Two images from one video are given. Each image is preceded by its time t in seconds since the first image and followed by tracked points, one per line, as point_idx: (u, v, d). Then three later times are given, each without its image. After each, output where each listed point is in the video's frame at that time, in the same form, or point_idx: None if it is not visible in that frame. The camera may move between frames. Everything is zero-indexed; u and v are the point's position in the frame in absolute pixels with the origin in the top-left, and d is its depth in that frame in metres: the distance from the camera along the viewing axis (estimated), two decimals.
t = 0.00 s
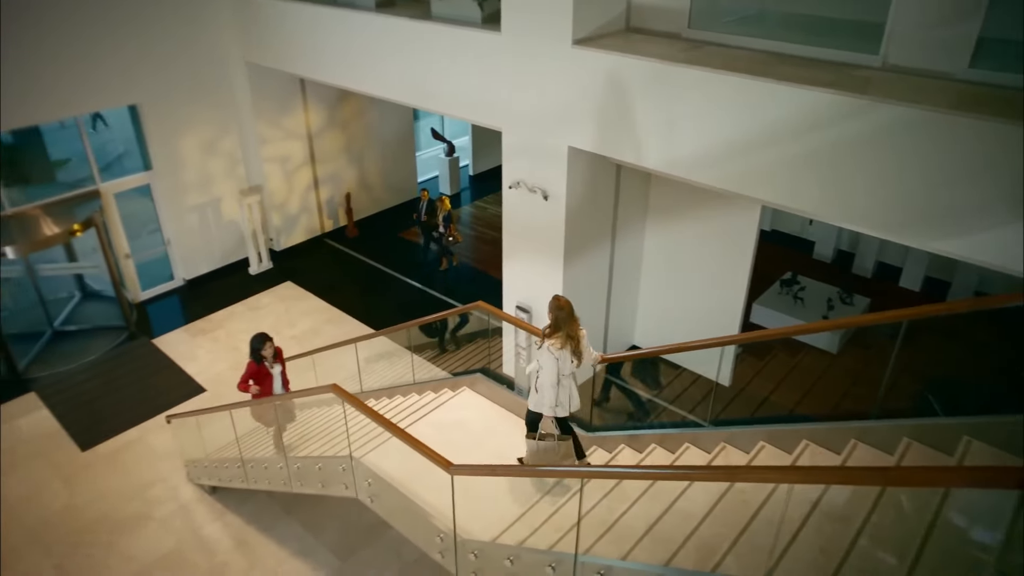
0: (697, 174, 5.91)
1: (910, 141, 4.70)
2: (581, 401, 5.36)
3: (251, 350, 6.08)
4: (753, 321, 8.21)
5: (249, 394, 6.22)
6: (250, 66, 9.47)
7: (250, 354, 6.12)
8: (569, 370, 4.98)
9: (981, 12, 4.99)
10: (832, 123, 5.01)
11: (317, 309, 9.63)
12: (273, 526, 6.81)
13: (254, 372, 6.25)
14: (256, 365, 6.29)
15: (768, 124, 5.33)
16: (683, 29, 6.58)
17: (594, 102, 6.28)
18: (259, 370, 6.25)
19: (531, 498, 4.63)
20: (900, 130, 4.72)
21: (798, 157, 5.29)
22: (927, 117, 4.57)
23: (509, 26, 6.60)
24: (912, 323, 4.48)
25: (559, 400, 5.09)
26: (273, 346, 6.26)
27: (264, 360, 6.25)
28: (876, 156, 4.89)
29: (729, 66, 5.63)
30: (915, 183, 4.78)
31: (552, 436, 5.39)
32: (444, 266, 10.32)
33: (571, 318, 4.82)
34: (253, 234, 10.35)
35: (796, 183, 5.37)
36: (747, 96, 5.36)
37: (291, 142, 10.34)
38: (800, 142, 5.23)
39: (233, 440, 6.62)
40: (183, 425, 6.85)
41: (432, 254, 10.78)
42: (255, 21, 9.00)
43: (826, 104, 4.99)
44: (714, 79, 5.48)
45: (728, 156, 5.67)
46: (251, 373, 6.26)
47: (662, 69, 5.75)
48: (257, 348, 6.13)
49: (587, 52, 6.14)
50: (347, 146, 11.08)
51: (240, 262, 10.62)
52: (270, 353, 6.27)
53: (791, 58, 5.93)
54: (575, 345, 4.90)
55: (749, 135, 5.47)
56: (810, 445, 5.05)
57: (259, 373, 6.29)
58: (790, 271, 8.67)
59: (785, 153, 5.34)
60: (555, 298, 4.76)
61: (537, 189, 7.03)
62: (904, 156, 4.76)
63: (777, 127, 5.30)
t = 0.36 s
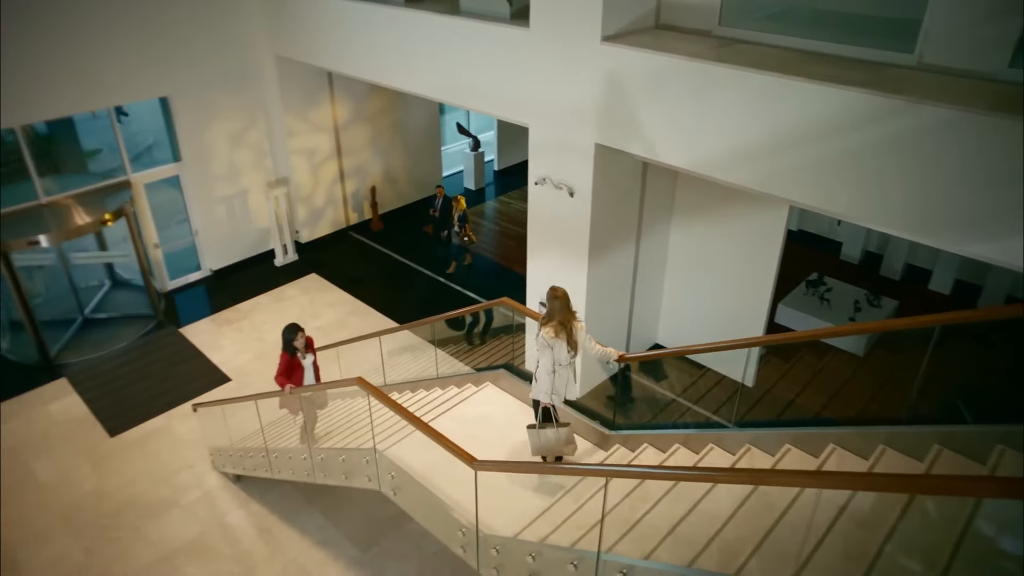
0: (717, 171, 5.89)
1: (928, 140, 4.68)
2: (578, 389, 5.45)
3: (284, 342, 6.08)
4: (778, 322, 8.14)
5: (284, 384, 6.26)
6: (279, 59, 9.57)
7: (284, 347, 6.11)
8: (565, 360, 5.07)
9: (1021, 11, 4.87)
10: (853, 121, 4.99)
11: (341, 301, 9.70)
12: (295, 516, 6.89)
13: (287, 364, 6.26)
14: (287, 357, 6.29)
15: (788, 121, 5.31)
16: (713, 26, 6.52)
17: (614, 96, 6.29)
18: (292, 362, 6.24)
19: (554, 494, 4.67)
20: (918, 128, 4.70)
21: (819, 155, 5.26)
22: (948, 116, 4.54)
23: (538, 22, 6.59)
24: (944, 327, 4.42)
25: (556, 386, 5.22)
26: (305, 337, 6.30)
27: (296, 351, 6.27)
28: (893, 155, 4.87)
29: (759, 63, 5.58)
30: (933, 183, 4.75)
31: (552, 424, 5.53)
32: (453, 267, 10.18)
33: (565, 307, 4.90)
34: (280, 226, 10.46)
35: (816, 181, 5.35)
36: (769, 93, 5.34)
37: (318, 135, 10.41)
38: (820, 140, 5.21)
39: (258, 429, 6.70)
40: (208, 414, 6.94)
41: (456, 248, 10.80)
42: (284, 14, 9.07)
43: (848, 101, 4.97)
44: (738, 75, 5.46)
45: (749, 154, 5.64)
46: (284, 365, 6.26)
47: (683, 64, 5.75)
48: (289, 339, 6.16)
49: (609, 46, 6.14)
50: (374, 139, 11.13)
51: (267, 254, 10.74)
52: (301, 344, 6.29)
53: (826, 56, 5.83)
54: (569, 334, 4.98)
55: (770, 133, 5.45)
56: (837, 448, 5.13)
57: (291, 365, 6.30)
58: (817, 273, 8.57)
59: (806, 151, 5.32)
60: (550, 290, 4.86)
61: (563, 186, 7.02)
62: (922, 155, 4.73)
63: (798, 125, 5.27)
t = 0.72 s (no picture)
0: (736, 168, 5.88)
1: (945, 140, 4.65)
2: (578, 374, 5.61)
3: (317, 330, 6.14)
4: (801, 322, 8.07)
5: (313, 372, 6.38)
6: (306, 51, 9.64)
7: (316, 334, 6.17)
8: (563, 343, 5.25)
9: None
10: (872, 119, 4.95)
11: (363, 293, 9.77)
12: (316, 505, 6.96)
13: (318, 351, 6.33)
14: (318, 345, 6.36)
15: (808, 117, 5.29)
16: (743, 22, 6.45)
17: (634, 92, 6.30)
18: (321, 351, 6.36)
19: (576, 490, 4.69)
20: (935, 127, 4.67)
21: (837, 153, 5.23)
22: (966, 115, 4.50)
23: (564, 16, 6.56)
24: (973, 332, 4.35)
25: (555, 368, 5.39)
26: (337, 327, 6.32)
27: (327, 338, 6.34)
28: (911, 154, 4.84)
29: (787, 61, 5.51)
30: (951, 185, 4.71)
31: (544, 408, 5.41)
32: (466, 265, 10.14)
33: (562, 291, 5.11)
34: (304, 218, 10.54)
35: (840, 181, 5.28)
36: (790, 88, 5.31)
37: (342, 127, 10.46)
38: (838, 138, 5.18)
39: (281, 418, 6.78)
40: (233, 402, 7.04)
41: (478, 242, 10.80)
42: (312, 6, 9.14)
43: (868, 99, 4.93)
44: (760, 71, 5.43)
45: (768, 151, 5.62)
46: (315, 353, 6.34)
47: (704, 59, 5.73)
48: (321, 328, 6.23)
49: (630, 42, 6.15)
50: (398, 132, 11.17)
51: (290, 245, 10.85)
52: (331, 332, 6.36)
53: (861, 54, 5.73)
54: (567, 318, 5.18)
55: (789, 129, 5.42)
56: (863, 451, 5.11)
57: (321, 352, 6.38)
58: (842, 273, 8.48)
59: (824, 148, 5.28)
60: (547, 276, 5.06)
61: (587, 182, 7.00)
62: (939, 156, 4.70)
63: (818, 121, 5.24)
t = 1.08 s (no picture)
0: (762, 168, 5.81)
1: (965, 137, 4.60)
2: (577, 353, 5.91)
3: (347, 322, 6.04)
4: (826, 323, 7.99)
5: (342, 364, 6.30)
6: (333, 45, 9.71)
7: (347, 327, 6.08)
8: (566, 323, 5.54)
9: None
10: (892, 118, 4.92)
11: (386, 286, 9.82)
12: (337, 496, 7.03)
13: (348, 343, 6.23)
14: (349, 337, 6.25)
15: (829, 117, 5.25)
16: (773, 20, 6.38)
17: (655, 87, 6.29)
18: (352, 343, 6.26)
19: (596, 489, 4.67)
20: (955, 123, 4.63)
21: (859, 153, 5.18)
22: (989, 113, 4.45)
23: (592, 13, 6.54)
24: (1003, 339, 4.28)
25: (557, 348, 5.69)
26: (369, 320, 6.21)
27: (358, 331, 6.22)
28: (931, 152, 4.80)
29: (818, 60, 5.44)
30: (974, 185, 4.66)
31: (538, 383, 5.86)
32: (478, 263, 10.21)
33: (564, 273, 5.39)
34: (328, 211, 10.63)
35: (869, 182, 5.20)
36: (811, 89, 5.28)
37: (367, 121, 10.52)
38: (859, 138, 5.14)
39: (304, 409, 6.84)
40: (257, 392, 7.13)
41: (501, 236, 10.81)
42: None
43: (888, 98, 4.89)
44: (782, 70, 5.39)
45: (790, 150, 5.57)
46: (345, 344, 6.24)
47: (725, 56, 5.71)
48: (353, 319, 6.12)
49: (653, 37, 6.13)
50: (423, 126, 11.21)
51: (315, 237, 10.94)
52: (363, 325, 6.24)
53: (894, 54, 5.63)
54: (570, 299, 5.48)
55: (810, 129, 5.39)
56: (888, 457, 5.05)
57: (351, 345, 6.28)
58: (868, 274, 8.39)
59: (846, 148, 5.24)
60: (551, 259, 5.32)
61: (612, 179, 6.99)
62: (960, 155, 4.66)
63: (839, 121, 5.21)
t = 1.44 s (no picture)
0: (790, 167, 5.75)
1: (980, 136, 4.59)
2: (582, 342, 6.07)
3: (376, 313, 6.03)
4: (852, 326, 7.90)
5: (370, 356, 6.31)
6: (361, 39, 9.76)
7: (375, 319, 6.06)
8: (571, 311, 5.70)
9: None
10: (906, 115, 4.91)
11: (409, 280, 9.87)
12: (359, 487, 7.09)
13: (376, 336, 6.22)
14: (378, 329, 6.24)
15: (843, 114, 5.26)
16: (805, 18, 6.30)
17: (673, 82, 6.31)
18: (381, 336, 6.25)
19: (618, 488, 4.67)
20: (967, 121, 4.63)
21: (871, 150, 5.19)
22: (1004, 110, 4.43)
23: (621, 9, 6.50)
24: None
25: (560, 334, 5.86)
26: (400, 313, 6.16)
27: (387, 324, 6.20)
28: (944, 150, 4.80)
29: (850, 58, 5.35)
30: (988, 183, 4.65)
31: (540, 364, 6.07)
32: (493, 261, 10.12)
33: (570, 260, 5.59)
34: (353, 203, 10.70)
35: (899, 183, 5.11)
36: (827, 84, 5.28)
37: (393, 115, 10.57)
38: (873, 135, 5.14)
39: (328, 400, 6.90)
40: (282, 383, 7.20)
41: (524, 232, 10.80)
42: None
43: (903, 94, 4.89)
44: (800, 66, 5.40)
45: (805, 147, 5.58)
46: (373, 336, 6.23)
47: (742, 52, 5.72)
48: (383, 312, 6.08)
49: (674, 32, 6.13)
50: (448, 121, 11.24)
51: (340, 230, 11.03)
52: (394, 318, 6.21)
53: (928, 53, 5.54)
54: (575, 286, 5.67)
55: (825, 126, 5.40)
56: (918, 463, 4.99)
57: (380, 338, 6.26)
58: (897, 277, 8.28)
59: (859, 145, 5.25)
60: (557, 246, 5.55)
61: (638, 177, 6.97)
62: (973, 153, 4.65)
63: (853, 118, 5.21)
